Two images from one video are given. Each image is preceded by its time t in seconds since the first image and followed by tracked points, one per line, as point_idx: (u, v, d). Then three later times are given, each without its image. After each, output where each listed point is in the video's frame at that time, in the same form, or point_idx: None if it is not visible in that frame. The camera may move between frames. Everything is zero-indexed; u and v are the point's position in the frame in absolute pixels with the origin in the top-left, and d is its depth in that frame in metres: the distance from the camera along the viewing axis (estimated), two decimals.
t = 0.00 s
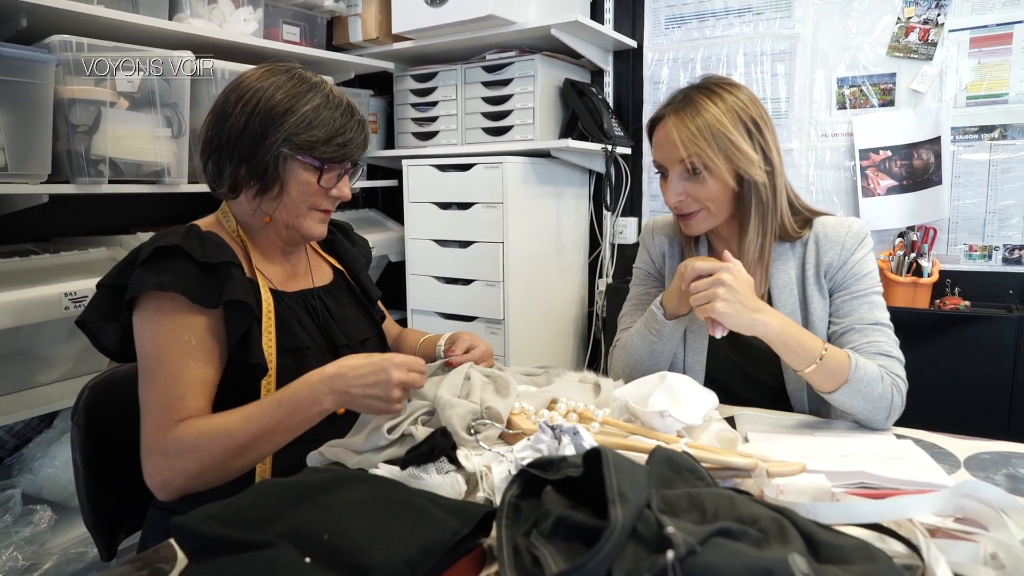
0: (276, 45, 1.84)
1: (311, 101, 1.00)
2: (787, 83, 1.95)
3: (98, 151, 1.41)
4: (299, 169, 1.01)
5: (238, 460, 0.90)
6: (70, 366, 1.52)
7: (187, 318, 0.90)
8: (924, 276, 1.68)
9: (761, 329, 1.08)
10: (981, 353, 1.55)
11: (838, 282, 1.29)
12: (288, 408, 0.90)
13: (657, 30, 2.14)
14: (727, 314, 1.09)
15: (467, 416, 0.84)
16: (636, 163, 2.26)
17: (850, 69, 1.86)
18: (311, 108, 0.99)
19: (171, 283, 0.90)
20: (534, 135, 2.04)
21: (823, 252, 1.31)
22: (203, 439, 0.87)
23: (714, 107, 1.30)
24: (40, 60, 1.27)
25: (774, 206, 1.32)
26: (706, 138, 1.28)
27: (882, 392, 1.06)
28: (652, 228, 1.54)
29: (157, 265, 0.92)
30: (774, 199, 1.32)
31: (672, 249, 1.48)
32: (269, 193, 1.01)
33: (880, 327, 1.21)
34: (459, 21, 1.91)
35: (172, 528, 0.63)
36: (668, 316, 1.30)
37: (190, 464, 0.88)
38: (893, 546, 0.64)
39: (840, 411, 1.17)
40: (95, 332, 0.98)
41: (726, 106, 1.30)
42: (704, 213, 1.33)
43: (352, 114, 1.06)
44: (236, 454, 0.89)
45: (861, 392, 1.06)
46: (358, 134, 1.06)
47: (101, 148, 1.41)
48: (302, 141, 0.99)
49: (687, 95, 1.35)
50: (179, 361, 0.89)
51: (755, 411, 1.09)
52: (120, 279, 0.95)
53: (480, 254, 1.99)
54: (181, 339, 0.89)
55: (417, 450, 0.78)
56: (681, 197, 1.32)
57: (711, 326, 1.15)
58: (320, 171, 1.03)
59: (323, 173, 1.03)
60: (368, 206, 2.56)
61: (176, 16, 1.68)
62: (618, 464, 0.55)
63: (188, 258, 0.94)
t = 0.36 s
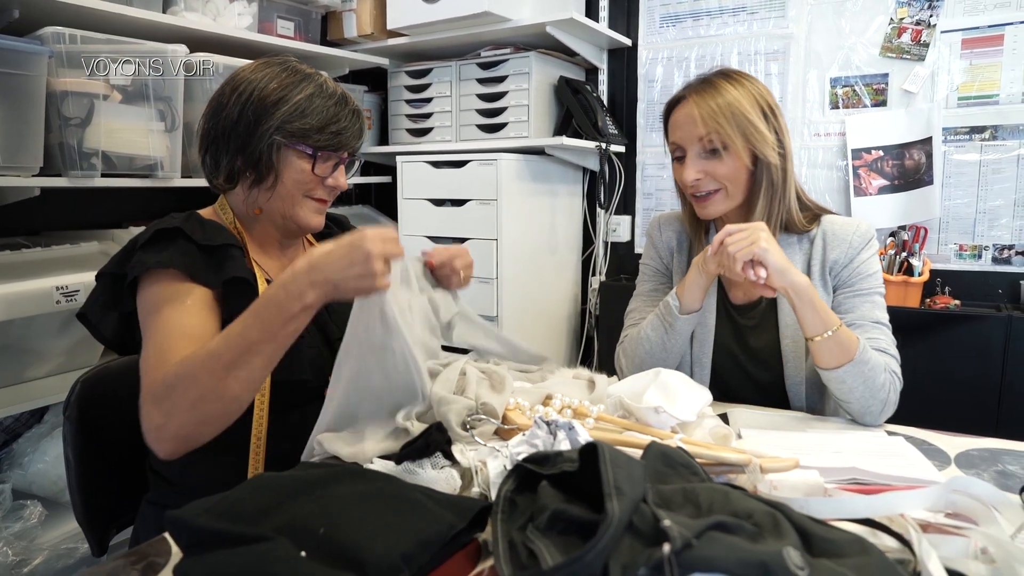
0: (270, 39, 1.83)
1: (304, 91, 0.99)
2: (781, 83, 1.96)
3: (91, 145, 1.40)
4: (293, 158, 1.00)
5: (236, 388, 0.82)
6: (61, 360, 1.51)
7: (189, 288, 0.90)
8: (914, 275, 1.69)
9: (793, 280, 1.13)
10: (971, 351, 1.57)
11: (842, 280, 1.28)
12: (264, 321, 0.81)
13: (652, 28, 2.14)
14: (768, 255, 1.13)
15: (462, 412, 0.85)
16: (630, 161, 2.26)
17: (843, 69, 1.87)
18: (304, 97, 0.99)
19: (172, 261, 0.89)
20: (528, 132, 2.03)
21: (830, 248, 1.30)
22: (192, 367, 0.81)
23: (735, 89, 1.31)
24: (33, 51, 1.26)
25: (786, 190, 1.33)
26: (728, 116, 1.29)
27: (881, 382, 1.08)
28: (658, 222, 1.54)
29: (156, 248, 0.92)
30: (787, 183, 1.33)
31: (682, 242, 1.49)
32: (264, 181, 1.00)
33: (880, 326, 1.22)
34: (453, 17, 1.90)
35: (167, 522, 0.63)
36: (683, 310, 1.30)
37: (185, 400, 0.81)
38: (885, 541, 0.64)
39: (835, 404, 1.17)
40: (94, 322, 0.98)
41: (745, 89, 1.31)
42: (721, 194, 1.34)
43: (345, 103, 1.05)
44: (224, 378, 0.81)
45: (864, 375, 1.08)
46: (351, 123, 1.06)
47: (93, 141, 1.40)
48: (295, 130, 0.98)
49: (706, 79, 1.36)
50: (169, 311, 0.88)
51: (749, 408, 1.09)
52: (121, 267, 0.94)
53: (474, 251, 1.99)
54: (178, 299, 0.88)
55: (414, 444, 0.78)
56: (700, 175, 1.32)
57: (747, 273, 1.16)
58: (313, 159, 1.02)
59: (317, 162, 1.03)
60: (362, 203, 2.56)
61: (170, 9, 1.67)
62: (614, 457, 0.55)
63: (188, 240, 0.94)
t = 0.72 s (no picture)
0: (268, 40, 1.83)
1: (316, 104, 0.99)
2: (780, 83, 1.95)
3: (90, 146, 1.39)
4: (302, 171, 1.00)
5: (298, 446, 0.80)
6: (59, 364, 1.51)
7: (208, 305, 0.88)
8: (915, 276, 1.69)
9: (772, 283, 1.15)
10: (972, 352, 1.56)
11: (849, 282, 1.28)
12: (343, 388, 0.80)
13: (651, 29, 2.13)
14: (743, 270, 1.18)
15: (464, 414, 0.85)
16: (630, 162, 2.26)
17: (842, 70, 1.87)
18: (316, 110, 0.99)
19: (184, 277, 0.87)
20: (528, 133, 2.03)
21: (837, 251, 1.29)
22: (259, 415, 0.79)
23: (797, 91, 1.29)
24: (31, 53, 1.26)
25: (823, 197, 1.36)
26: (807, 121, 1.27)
27: (877, 379, 1.08)
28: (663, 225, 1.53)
29: (164, 261, 0.90)
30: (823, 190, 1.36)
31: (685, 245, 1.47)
32: (271, 193, 1.00)
33: (883, 326, 1.21)
34: (452, 18, 1.90)
35: (167, 527, 0.62)
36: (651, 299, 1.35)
37: (241, 442, 0.79)
38: (889, 543, 0.64)
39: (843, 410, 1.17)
40: (97, 329, 0.95)
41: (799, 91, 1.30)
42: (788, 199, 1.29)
43: (354, 115, 1.05)
44: (290, 431, 0.79)
45: (855, 373, 1.08)
46: (361, 135, 1.06)
47: (92, 143, 1.40)
48: (306, 143, 0.98)
49: (758, 77, 1.30)
50: (211, 341, 0.86)
51: (751, 410, 1.09)
52: (126, 275, 0.94)
53: (473, 252, 1.99)
54: (202, 319, 0.87)
55: (414, 447, 0.79)
56: (783, 178, 1.26)
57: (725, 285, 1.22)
58: (321, 173, 1.02)
59: (325, 176, 1.03)
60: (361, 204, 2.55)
61: (168, 11, 1.66)
62: (617, 461, 0.55)
63: (197, 253, 0.92)
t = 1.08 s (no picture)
0: (266, 41, 1.82)
1: (318, 100, 0.98)
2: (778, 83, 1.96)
3: (88, 149, 1.39)
4: (306, 169, 1.00)
5: (302, 447, 0.80)
6: (57, 367, 1.50)
7: (212, 308, 0.88)
8: (913, 275, 1.69)
9: (788, 287, 1.12)
10: (971, 350, 1.57)
11: (858, 283, 1.27)
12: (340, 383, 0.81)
13: (649, 29, 2.14)
14: (762, 266, 1.13)
15: (466, 415, 0.85)
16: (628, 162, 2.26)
17: (840, 69, 1.87)
18: (318, 107, 0.98)
19: (185, 279, 0.87)
20: (527, 133, 2.03)
21: (847, 252, 1.28)
22: (263, 417, 0.79)
23: (793, 90, 1.26)
24: (28, 55, 1.25)
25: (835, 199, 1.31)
26: (796, 121, 1.25)
27: (886, 385, 1.08)
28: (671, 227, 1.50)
29: (169, 262, 0.89)
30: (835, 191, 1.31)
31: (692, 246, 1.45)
32: (276, 194, 1.00)
33: (890, 329, 1.21)
34: (450, 19, 1.90)
35: (170, 530, 0.62)
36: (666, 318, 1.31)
37: (246, 444, 0.79)
38: (893, 542, 0.64)
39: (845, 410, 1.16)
40: (100, 330, 0.95)
41: (798, 89, 1.27)
42: (768, 204, 1.30)
43: (358, 109, 1.04)
44: (295, 432, 0.79)
45: (867, 379, 1.07)
46: (365, 130, 1.05)
47: (90, 145, 1.39)
48: (309, 142, 0.98)
49: (758, 77, 1.30)
50: (214, 344, 0.86)
51: (752, 409, 1.09)
52: (128, 277, 0.92)
53: (472, 253, 1.99)
54: (205, 322, 0.86)
55: (417, 449, 0.79)
56: (753, 183, 1.28)
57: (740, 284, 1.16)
58: (326, 170, 1.01)
59: (331, 173, 1.02)
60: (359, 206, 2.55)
61: (166, 12, 1.66)
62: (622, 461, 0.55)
63: (201, 255, 0.91)
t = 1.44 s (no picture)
0: (263, 42, 1.82)
1: (304, 100, 0.98)
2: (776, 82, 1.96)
3: (85, 150, 1.38)
4: (295, 170, 1.00)
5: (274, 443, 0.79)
6: (55, 369, 1.50)
7: (196, 311, 0.89)
8: (912, 273, 1.70)
9: (803, 283, 1.12)
10: (970, 349, 1.57)
11: (857, 281, 1.27)
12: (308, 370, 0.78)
13: (646, 28, 2.14)
14: (777, 270, 1.11)
15: (467, 416, 0.86)
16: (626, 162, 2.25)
17: (838, 68, 1.87)
18: (306, 107, 0.98)
19: (170, 283, 0.88)
20: (524, 133, 2.02)
21: (846, 250, 1.28)
22: (232, 414, 0.78)
23: (745, 102, 1.28)
24: (24, 56, 1.25)
25: (795, 212, 1.30)
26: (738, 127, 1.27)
27: (889, 384, 1.08)
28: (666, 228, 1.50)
29: (154, 267, 0.90)
30: (797, 203, 1.30)
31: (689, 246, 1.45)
32: (265, 196, 1.00)
33: (890, 327, 1.21)
34: (447, 19, 1.90)
35: (171, 532, 0.62)
36: (661, 318, 1.31)
37: (219, 443, 0.78)
38: (895, 541, 0.64)
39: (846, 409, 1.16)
40: (93, 335, 0.94)
41: (758, 101, 1.29)
42: (719, 210, 1.34)
43: (346, 109, 1.04)
44: (264, 426, 0.78)
45: (871, 377, 1.08)
46: (354, 129, 1.05)
47: (87, 147, 1.39)
48: (297, 142, 0.98)
49: (723, 85, 1.34)
50: (190, 346, 0.86)
51: (753, 408, 1.09)
52: (118, 282, 0.93)
53: (471, 253, 1.99)
54: (188, 326, 0.87)
55: (417, 449, 0.78)
56: (698, 187, 1.33)
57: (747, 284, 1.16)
58: (316, 171, 1.01)
59: (321, 173, 1.02)
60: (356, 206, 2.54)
61: (163, 13, 1.66)
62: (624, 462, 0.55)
63: (186, 259, 0.92)
